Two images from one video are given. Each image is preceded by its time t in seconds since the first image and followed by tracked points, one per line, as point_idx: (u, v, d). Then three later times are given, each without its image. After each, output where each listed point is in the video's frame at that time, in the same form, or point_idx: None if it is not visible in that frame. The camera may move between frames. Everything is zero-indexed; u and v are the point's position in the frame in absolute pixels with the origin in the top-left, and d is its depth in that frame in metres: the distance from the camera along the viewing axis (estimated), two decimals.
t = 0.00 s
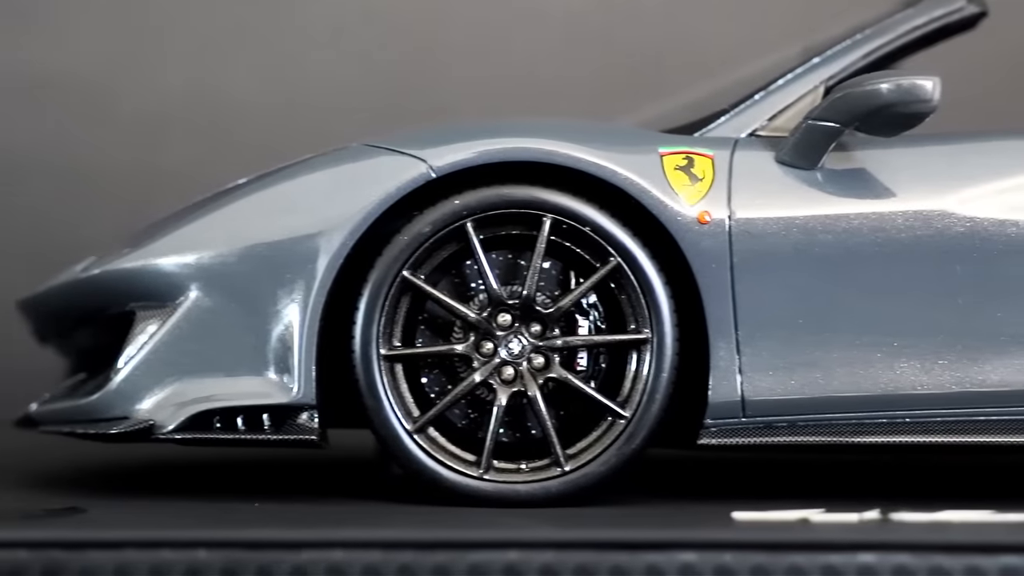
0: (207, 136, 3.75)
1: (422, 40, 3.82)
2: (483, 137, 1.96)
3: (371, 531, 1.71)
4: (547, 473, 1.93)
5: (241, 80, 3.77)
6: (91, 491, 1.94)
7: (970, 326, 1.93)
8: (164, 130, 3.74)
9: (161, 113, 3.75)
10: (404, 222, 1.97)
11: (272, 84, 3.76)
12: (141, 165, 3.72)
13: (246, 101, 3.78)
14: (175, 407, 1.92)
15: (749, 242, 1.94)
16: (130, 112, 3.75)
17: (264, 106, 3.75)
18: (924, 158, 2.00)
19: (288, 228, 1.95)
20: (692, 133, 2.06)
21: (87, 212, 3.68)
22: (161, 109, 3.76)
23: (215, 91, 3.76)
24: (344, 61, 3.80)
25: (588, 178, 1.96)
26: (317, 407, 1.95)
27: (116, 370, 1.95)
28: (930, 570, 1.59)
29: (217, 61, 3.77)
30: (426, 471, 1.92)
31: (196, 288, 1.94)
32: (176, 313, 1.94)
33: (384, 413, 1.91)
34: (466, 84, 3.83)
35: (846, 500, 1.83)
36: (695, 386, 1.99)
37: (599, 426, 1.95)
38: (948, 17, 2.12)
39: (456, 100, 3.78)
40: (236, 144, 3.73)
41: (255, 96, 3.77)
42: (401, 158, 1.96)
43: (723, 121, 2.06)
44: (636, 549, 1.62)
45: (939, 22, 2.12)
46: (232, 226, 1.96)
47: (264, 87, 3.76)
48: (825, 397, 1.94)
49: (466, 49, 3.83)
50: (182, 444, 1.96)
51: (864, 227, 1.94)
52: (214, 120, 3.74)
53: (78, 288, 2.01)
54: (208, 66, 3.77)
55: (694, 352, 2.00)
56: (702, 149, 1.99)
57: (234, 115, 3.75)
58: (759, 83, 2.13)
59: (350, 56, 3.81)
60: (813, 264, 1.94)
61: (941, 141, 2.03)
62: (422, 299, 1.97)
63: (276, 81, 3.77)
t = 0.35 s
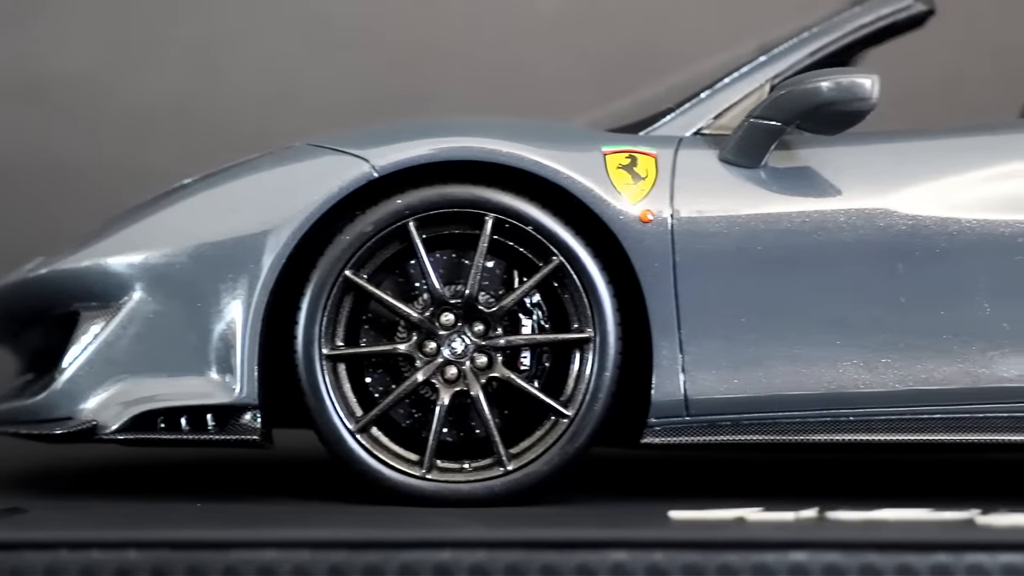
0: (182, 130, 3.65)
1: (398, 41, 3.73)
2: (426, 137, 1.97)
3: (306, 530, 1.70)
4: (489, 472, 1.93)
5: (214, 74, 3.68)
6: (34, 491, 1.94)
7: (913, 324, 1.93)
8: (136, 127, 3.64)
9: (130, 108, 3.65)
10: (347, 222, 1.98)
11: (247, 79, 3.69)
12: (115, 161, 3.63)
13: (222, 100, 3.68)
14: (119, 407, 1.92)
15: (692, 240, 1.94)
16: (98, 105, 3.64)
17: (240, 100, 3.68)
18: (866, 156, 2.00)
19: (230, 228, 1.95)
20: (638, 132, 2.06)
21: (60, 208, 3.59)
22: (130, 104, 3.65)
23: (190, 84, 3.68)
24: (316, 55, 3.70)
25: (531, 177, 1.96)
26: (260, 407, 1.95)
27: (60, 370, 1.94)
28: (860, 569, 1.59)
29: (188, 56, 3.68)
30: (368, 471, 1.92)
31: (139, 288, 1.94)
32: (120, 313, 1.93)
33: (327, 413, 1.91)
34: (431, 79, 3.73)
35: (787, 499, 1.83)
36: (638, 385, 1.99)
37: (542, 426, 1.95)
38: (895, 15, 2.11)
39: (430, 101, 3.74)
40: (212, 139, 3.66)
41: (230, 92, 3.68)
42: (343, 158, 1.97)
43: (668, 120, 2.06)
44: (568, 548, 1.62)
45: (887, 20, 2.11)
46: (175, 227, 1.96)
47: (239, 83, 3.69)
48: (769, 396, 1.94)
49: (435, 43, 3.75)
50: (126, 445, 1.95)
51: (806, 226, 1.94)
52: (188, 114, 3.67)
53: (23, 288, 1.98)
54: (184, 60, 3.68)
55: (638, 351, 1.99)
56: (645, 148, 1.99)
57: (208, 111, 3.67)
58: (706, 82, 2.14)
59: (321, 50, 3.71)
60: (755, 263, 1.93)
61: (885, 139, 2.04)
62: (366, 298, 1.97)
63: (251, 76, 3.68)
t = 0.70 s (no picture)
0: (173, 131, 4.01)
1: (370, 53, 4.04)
2: (354, 137, 1.97)
3: (224, 530, 1.71)
4: (417, 472, 1.93)
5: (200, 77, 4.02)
6: None
7: (840, 323, 1.94)
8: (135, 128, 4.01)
9: (122, 109, 4.00)
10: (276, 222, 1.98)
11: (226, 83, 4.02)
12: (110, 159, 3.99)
13: (203, 99, 4.01)
14: (48, 407, 1.90)
15: (619, 240, 1.94)
16: (91, 105, 3.99)
17: (223, 103, 4.01)
18: (795, 156, 2.00)
19: (159, 227, 1.95)
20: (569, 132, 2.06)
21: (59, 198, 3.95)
22: (121, 105, 4.00)
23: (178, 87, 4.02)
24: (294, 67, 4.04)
25: (459, 177, 1.96)
26: (188, 407, 1.95)
27: None
28: (772, 569, 1.60)
29: (172, 62, 4.02)
30: (295, 470, 1.92)
31: (69, 287, 1.93)
32: (50, 312, 1.92)
33: (254, 413, 1.91)
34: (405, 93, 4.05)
35: (711, 499, 1.84)
36: (566, 385, 1.99)
37: (469, 426, 1.95)
38: (828, 15, 2.11)
39: (396, 102, 4.02)
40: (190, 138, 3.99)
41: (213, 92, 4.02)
42: (272, 158, 1.97)
43: (600, 119, 2.06)
44: (481, 547, 1.63)
45: (820, 20, 2.11)
46: (105, 225, 1.96)
47: (222, 88, 4.02)
48: (695, 395, 1.94)
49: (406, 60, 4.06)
50: (55, 445, 1.94)
51: (734, 224, 1.94)
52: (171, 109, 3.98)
53: None
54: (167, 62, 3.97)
55: (566, 350, 1.99)
56: (574, 148, 1.99)
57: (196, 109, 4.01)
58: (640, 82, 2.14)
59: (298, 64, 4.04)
60: (682, 262, 1.93)
61: (816, 139, 2.04)
62: (294, 298, 1.97)
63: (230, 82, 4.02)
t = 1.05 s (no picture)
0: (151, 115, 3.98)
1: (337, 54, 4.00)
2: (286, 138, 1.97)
3: (148, 530, 1.71)
4: (348, 472, 1.93)
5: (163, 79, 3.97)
6: None
7: (771, 322, 1.94)
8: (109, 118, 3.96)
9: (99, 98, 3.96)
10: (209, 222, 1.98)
11: (196, 77, 3.97)
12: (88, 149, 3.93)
13: (178, 91, 3.97)
14: None
15: (550, 240, 1.94)
16: (71, 93, 3.94)
17: (188, 100, 3.97)
18: (727, 156, 2.00)
19: (91, 227, 1.94)
20: (503, 132, 2.06)
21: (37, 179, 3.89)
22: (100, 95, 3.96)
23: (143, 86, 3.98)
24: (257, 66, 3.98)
25: (392, 178, 1.97)
26: (120, 407, 1.94)
27: None
28: (692, 569, 1.60)
29: (137, 62, 3.97)
30: (226, 470, 1.92)
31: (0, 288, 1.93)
32: None
33: (185, 413, 1.91)
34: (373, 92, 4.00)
35: (639, 498, 1.84)
36: (498, 385, 1.99)
37: (402, 426, 1.95)
38: (764, 16, 2.12)
39: (370, 94, 4.00)
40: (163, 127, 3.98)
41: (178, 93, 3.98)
42: (204, 159, 1.97)
43: (535, 120, 2.06)
44: (400, 547, 1.64)
45: (755, 21, 2.12)
46: (37, 226, 1.96)
47: (186, 87, 3.98)
48: (626, 396, 1.94)
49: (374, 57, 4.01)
50: None
51: (665, 224, 1.94)
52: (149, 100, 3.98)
53: None
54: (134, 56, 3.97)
55: (499, 351, 1.99)
56: (506, 149, 2.00)
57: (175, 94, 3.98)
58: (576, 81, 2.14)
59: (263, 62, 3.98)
60: (613, 262, 1.94)
61: (747, 138, 2.04)
62: (227, 298, 1.98)
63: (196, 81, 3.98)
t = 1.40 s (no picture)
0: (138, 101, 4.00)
1: (300, 50, 3.99)
2: (218, 137, 1.97)
3: (70, 530, 1.72)
4: (279, 472, 1.93)
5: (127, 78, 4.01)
6: None
7: (702, 323, 1.94)
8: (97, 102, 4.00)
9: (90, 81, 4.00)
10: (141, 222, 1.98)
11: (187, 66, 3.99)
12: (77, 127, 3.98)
13: (166, 78, 4.00)
14: None
15: (481, 239, 1.94)
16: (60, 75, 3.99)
17: (171, 90, 4.00)
18: (660, 155, 2.00)
19: (22, 226, 1.94)
20: (438, 132, 2.06)
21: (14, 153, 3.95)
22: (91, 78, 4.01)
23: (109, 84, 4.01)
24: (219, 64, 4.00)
25: (324, 178, 1.97)
26: (51, 407, 1.93)
27: None
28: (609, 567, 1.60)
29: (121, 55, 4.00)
30: (156, 470, 1.92)
31: None
32: None
33: (115, 412, 1.90)
34: (357, 87, 3.98)
35: (566, 499, 1.84)
36: (431, 385, 1.99)
37: (333, 426, 1.95)
38: (700, 16, 2.13)
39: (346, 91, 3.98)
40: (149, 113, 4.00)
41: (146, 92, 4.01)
42: (136, 158, 1.96)
43: (470, 119, 2.06)
44: (319, 547, 1.64)
45: (692, 21, 2.13)
46: None
47: (170, 77, 4.00)
48: (555, 396, 1.95)
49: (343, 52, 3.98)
50: None
51: (596, 224, 1.94)
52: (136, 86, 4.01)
53: None
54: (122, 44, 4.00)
55: (431, 350, 1.99)
56: (439, 149, 1.99)
57: (162, 81, 3.99)
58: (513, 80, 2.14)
59: (236, 58, 3.99)
60: (543, 262, 1.94)
61: (680, 138, 2.04)
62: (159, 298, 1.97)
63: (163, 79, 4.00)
